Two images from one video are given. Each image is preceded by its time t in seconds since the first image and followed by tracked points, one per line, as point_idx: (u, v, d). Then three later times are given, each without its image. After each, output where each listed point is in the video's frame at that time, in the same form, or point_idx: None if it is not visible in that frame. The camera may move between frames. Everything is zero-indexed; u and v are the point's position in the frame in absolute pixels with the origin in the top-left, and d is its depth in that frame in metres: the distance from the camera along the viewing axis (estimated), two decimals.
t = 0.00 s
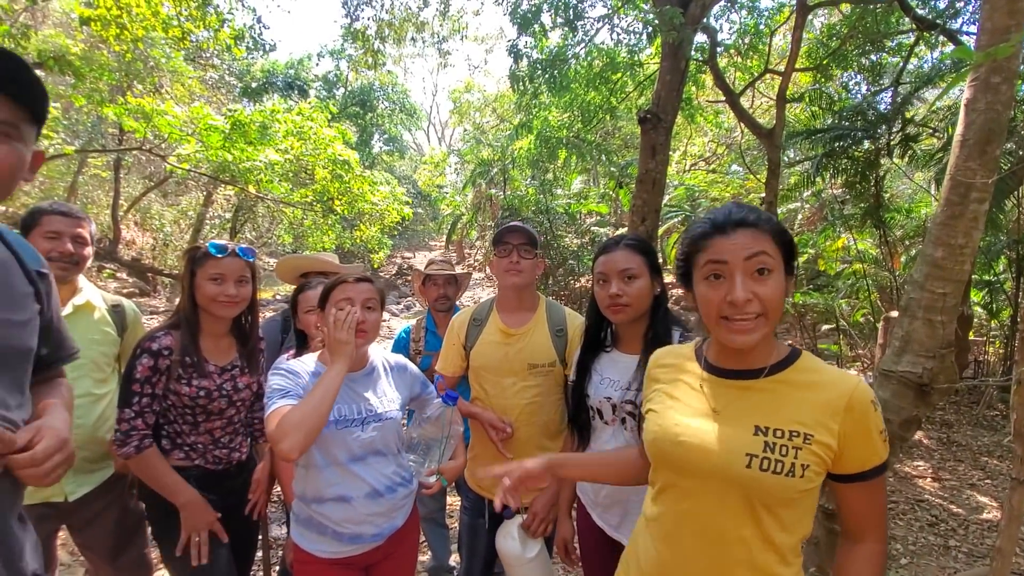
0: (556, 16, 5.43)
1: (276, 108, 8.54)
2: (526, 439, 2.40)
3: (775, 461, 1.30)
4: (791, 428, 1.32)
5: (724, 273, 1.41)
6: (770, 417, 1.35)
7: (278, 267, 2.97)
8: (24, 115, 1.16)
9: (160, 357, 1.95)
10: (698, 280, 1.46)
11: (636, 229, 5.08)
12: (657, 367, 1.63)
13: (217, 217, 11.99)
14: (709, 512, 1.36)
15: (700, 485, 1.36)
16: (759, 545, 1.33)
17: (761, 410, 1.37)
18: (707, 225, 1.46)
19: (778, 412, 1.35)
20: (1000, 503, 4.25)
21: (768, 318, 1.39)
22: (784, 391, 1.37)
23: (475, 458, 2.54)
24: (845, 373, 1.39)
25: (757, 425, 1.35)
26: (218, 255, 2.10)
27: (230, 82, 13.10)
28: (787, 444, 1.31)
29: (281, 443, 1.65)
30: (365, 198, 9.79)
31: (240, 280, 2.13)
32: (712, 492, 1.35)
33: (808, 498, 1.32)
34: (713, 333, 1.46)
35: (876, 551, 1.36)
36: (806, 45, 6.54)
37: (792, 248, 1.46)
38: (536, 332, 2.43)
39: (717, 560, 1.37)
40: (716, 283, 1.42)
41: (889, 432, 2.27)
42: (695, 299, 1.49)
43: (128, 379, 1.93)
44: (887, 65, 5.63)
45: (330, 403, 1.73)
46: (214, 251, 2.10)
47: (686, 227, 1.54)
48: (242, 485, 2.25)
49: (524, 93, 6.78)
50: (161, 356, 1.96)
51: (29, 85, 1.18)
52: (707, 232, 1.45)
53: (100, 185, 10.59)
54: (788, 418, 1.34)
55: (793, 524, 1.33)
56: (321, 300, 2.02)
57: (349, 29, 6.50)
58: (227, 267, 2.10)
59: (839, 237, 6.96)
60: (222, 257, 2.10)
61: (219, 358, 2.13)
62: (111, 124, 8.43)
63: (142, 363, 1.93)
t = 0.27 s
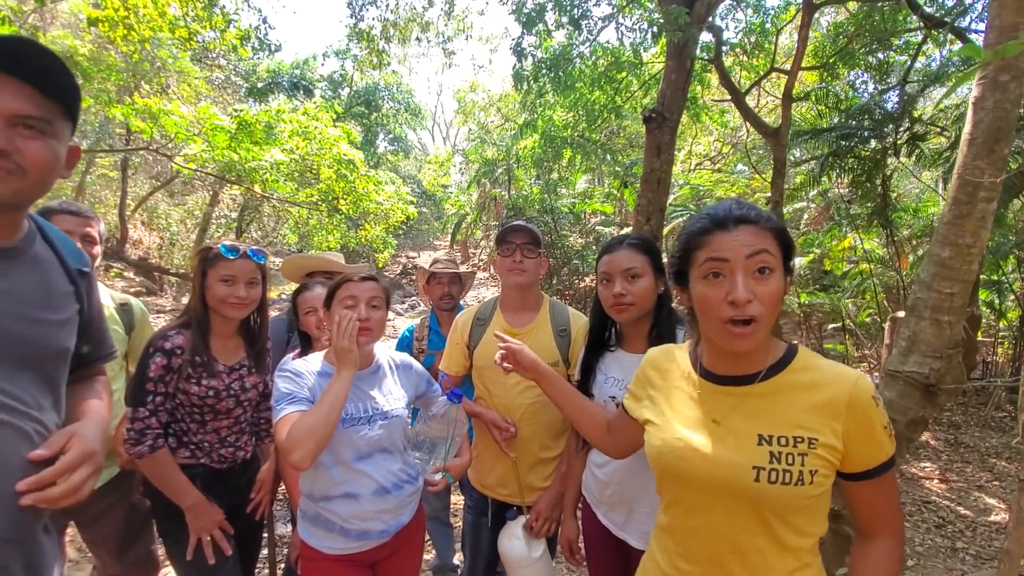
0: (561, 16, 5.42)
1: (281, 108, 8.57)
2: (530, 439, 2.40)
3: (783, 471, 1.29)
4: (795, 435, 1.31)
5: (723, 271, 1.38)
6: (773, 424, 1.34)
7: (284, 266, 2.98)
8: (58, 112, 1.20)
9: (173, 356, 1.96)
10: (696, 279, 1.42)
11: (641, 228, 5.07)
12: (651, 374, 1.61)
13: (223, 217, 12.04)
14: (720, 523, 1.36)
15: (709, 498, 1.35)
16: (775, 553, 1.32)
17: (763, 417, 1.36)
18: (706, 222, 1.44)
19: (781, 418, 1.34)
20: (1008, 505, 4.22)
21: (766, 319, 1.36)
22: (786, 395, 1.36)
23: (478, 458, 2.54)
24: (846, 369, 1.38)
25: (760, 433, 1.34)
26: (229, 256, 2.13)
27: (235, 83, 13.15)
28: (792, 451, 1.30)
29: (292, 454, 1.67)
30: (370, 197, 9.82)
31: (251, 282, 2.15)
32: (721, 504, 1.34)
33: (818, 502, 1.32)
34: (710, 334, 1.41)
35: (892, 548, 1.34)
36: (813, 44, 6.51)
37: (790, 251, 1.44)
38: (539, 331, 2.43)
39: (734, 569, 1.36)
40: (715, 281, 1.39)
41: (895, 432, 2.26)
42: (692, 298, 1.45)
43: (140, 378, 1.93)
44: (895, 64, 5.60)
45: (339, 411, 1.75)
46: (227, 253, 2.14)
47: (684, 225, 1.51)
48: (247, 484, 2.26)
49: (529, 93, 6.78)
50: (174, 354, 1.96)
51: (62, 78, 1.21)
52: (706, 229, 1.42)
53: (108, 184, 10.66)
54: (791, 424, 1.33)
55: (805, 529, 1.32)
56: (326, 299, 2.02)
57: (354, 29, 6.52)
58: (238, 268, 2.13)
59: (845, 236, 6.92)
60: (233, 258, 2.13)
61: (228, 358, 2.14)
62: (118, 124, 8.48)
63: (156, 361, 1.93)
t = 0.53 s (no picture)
0: (566, 15, 5.40)
1: (287, 108, 8.60)
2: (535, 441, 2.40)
3: (795, 505, 1.19)
4: (814, 466, 1.21)
5: (751, 283, 1.26)
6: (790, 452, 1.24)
7: (291, 268, 2.99)
8: (65, 110, 1.13)
9: (183, 359, 1.98)
10: (719, 289, 1.30)
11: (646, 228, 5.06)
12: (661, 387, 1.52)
13: (229, 217, 12.11)
14: (723, 555, 1.27)
15: (713, 526, 1.27)
16: None
17: (781, 443, 1.25)
18: (734, 226, 1.30)
19: (799, 446, 1.24)
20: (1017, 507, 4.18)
21: (796, 338, 1.25)
22: (806, 422, 1.25)
23: (482, 459, 2.54)
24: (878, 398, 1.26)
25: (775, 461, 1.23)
26: (239, 259, 2.15)
27: (241, 83, 13.22)
28: (808, 484, 1.20)
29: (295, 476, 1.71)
30: (375, 197, 9.85)
31: (259, 284, 2.17)
32: (727, 535, 1.25)
33: (837, 543, 1.21)
34: (731, 349, 1.31)
35: None
36: (819, 43, 6.48)
37: (828, 261, 1.31)
38: (544, 333, 2.43)
39: None
40: (741, 293, 1.27)
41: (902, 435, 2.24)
42: (713, 308, 1.34)
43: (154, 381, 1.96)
44: (902, 63, 5.56)
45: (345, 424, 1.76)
46: (236, 255, 2.16)
47: (710, 225, 1.38)
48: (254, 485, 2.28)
49: (533, 93, 6.77)
50: (184, 357, 1.99)
51: (68, 75, 1.15)
52: (734, 234, 1.29)
53: (115, 185, 10.74)
54: (812, 454, 1.22)
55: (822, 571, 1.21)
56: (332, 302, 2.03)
57: (360, 30, 6.53)
58: (246, 270, 2.14)
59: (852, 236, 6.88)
60: (243, 261, 2.15)
61: (237, 359, 2.16)
62: (125, 124, 8.53)
63: (166, 364, 1.95)
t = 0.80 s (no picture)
0: (571, 15, 5.40)
1: (294, 110, 8.66)
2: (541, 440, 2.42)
3: (813, 533, 1.16)
4: (835, 488, 1.17)
5: (772, 285, 1.18)
6: (808, 473, 1.20)
7: (300, 267, 3.04)
8: (89, 114, 1.21)
9: (197, 355, 1.99)
10: (736, 289, 1.22)
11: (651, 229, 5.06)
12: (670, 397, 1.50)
13: (237, 217, 12.20)
14: None
15: (724, 551, 1.24)
16: None
17: (798, 463, 1.22)
18: (757, 219, 1.22)
19: (819, 467, 1.20)
20: None
21: (817, 347, 1.17)
22: (826, 440, 1.21)
23: (488, 458, 2.56)
24: (909, 409, 1.20)
25: (791, 482, 1.20)
26: (247, 256, 2.20)
27: (249, 85, 13.32)
28: (829, 509, 1.16)
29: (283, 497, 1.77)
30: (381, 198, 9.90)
31: (268, 281, 2.20)
32: (741, 562, 1.22)
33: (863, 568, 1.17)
34: (744, 354, 1.23)
35: None
36: (827, 43, 6.47)
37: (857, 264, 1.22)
38: (550, 333, 2.45)
39: None
40: (760, 296, 1.19)
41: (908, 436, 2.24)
42: (726, 309, 1.26)
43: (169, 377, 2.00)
44: (910, 63, 5.53)
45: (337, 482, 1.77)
46: (245, 253, 2.21)
47: (729, 216, 1.29)
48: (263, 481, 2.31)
49: (539, 94, 6.79)
50: (197, 353, 2.00)
51: (88, 81, 1.22)
52: (758, 228, 1.20)
53: (125, 185, 10.85)
54: (833, 475, 1.18)
55: None
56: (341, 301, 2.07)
57: (367, 32, 6.57)
58: (255, 267, 2.18)
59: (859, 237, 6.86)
60: (251, 258, 2.19)
61: (249, 356, 2.20)
62: (135, 126, 8.62)
63: (180, 360, 1.96)
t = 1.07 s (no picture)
0: (576, 17, 5.41)
1: (300, 112, 8.71)
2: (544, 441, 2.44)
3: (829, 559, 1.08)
4: (853, 512, 1.09)
5: (786, 292, 1.15)
6: (824, 495, 1.12)
7: (306, 269, 3.06)
8: (106, 125, 1.23)
9: (206, 356, 2.04)
10: (748, 295, 1.20)
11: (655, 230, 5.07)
12: (675, 405, 1.42)
13: (243, 219, 12.27)
14: None
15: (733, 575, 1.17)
16: None
17: (813, 482, 1.14)
18: (769, 221, 1.20)
19: (836, 487, 1.12)
20: None
21: (836, 357, 1.14)
22: (843, 458, 1.13)
23: (491, 459, 2.57)
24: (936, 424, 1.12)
25: (805, 503, 1.13)
26: (252, 257, 2.22)
27: (255, 87, 13.40)
28: (847, 533, 1.09)
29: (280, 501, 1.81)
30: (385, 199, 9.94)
31: (273, 282, 2.22)
32: None
33: None
34: (757, 364, 1.21)
35: None
36: (832, 44, 6.46)
37: (876, 267, 1.20)
38: (553, 335, 2.46)
39: None
40: (774, 303, 1.17)
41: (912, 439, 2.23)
42: (738, 317, 1.23)
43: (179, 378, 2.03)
44: (916, 63, 5.51)
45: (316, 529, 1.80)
46: (250, 254, 2.23)
47: (741, 218, 1.27)
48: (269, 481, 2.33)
49: (543, 95, 6.80)
50: (207, 354, 2.05)
51: (108, 92, 1.24)
52: (771, 230, 1.18)
53: (132, 187, 10.93)
54: (851, 498, 1.10)
55: None
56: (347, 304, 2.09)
57: (372, 34, 6.61)
58: (260, 268, 2.20)
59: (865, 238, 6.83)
60: (256, 258, 2.22)
61: (255, 357, 2.21)
62: (142, 128, 8.69)
63: (191, 361, 2.02)
